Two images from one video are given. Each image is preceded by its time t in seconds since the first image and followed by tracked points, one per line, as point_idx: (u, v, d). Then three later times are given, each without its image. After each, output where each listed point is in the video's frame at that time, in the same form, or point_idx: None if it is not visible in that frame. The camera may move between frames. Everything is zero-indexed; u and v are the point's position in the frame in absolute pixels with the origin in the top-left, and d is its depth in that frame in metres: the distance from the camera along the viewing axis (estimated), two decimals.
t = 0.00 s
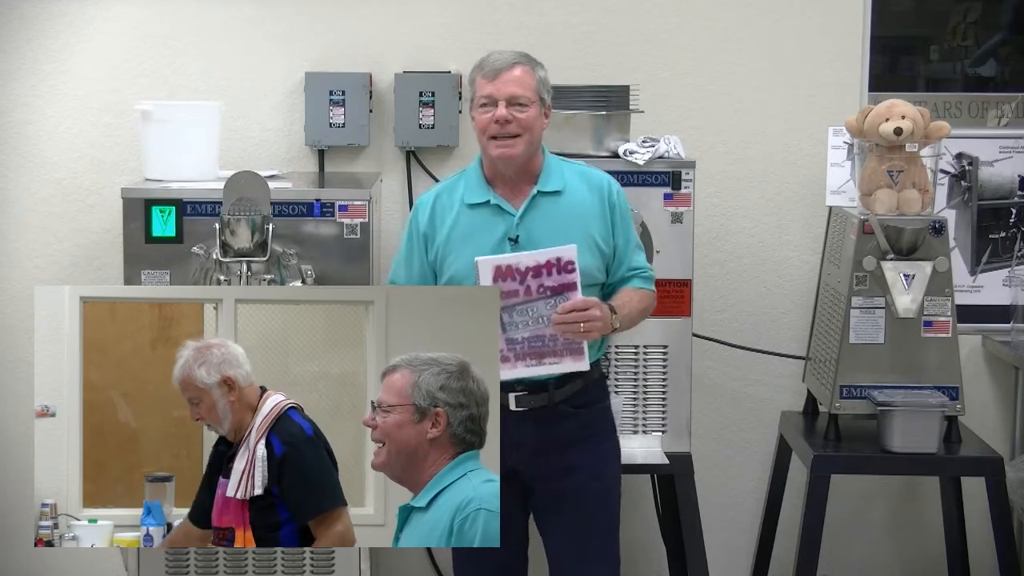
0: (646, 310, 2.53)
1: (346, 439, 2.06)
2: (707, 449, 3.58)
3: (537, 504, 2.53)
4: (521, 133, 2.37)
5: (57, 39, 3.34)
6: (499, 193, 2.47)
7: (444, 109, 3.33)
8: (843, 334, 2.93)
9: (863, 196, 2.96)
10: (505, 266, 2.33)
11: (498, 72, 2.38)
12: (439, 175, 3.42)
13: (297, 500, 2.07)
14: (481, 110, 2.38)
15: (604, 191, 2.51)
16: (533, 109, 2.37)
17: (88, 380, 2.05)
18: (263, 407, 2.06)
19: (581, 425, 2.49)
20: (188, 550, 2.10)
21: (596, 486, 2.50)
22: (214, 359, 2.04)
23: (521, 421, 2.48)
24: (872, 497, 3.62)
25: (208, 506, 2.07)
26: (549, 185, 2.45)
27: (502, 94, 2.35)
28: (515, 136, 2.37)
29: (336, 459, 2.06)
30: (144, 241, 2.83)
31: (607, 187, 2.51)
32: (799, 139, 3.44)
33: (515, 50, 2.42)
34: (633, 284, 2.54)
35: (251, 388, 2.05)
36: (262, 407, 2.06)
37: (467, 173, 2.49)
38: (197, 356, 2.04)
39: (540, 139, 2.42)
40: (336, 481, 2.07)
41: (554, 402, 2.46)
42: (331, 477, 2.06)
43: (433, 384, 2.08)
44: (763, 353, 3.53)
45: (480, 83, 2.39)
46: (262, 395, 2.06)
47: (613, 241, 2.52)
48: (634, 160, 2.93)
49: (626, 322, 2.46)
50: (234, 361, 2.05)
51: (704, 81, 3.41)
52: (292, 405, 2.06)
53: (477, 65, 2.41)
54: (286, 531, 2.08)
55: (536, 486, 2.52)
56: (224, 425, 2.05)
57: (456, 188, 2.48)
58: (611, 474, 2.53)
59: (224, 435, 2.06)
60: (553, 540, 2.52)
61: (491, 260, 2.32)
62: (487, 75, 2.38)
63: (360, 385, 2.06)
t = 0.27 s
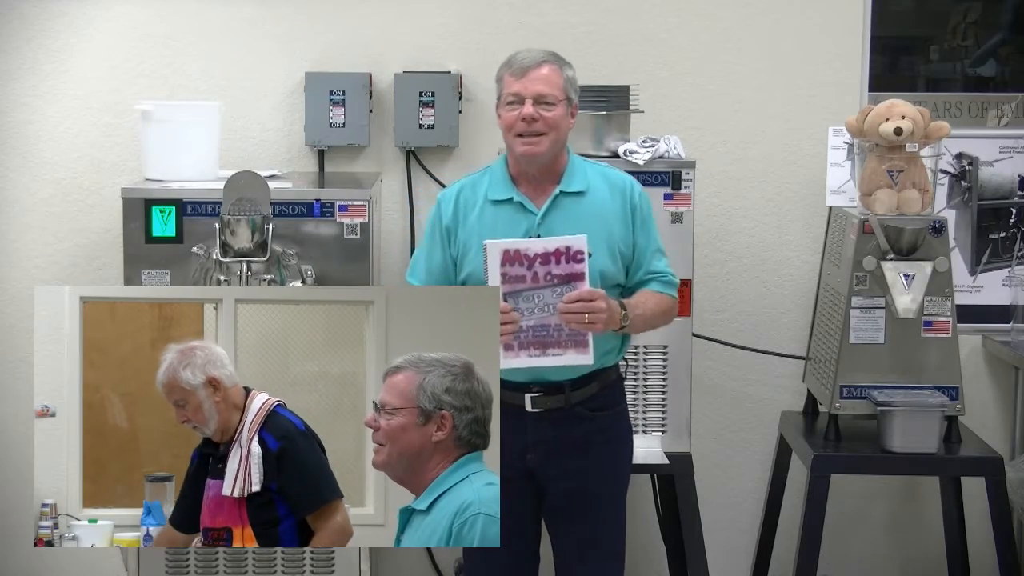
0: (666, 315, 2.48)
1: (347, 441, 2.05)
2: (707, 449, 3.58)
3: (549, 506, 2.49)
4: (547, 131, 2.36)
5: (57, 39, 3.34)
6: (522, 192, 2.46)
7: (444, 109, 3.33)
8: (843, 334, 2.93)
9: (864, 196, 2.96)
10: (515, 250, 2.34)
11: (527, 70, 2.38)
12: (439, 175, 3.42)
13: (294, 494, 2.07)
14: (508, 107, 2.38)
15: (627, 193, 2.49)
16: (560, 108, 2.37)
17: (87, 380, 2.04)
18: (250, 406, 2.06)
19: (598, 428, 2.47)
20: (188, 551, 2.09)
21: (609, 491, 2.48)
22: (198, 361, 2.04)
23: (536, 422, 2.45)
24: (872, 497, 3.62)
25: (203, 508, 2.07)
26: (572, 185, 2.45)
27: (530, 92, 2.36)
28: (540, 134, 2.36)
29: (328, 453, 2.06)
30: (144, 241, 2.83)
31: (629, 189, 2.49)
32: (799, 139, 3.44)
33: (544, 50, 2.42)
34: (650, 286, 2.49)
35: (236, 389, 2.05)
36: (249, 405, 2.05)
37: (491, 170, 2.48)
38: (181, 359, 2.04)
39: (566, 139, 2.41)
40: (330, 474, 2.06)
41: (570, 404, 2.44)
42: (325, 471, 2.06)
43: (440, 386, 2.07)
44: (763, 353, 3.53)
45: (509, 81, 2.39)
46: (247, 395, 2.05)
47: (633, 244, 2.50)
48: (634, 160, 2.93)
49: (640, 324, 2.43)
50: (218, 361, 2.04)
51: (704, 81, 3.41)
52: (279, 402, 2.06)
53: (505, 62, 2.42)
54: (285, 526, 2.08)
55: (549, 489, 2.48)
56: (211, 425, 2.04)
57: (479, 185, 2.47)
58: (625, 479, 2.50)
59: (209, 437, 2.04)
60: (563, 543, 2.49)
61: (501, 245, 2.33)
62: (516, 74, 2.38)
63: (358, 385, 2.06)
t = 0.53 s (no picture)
0: (680, 319, 2.49)
1: (347, 441, 2.05)
2: (707, 449, 3.58)
3: (557, 506, 2.48)
4: (570, 133, 2.36)
5: (58, 39, 3.34)
6: (540, 191, 2.45)
7: (444, 109, 3.33)
8: (843, 334, 2.93)
9: (863, 196, 2.96)
10: (526, 253, 2.33)
11: (553, 71, 2.38)
12: (439, 175, 3.42)
13: (293, 493, 2.07)
14: (532, 107, 2.38)
15: (644, 195, 2.48)
16: (584, 111, 2.37)
17: (87, 379, 2.04)
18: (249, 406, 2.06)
19: (605, 428, 2.45)
20: (189, 550, 2.10)
21: (617, 492, 2.46)
22: (196, 361, 2.04)
23: (543, 422, 2.44)
24: (872, 497, 3.62)
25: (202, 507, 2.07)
26: (590, 186, 2.44)
27: (556, 93, 2.36)
28: (564, 135, 2.36)
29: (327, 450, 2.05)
30: (143, 242, 2.84)
31: (647, 191, 2.48)
32: (799, 139, 3.44)
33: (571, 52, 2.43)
34: (666, 290, 2.51)
35: (236, 389, 2.05)
36: (248, 406, 2.05)
37: (510, 168, 2.47)
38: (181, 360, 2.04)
39: (588, 142, 2.41)
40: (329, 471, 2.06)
41: (578, 405, 2.44)
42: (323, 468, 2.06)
43: (445, 387, 2.07)
44: (763, 353, 3.53)
45: (535, 81, 2.39)
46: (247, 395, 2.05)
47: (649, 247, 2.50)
48: (634, 159, 2.93)
49: (653, 327, 2.43)
50: (217, 362, 2.04)
51: (704, 81, 3.41)
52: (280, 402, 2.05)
53: (531, 62, 2.42)
54: (284, 525, 2.08)
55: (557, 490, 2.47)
56: (210, 425, 2.04)
57: (497, 183, 2.47)
58: (633, 480, 2.49)
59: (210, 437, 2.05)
60: (570, 544, 2.48)
61: (512, 245, 2.33)
62: (543, 74, 2.39)
63: (358, 385, 2.05)
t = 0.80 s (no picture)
0: (684, 321, 2.48)
1: (347, 441, 2.04)
2: (707, 449, 3.58)
3: (561, 505, 2.47)
4: (579, 132, 2.37)
5: (57, 39, 3.34)
6: (546, 190, 2.45)
7: (444, 109, 3.33)
8: (843, 334, 2.93)
9: (863, 196, 2.96)
10: (520, 257, 2.35)
11: (563, 70, 2.39)
12: (439, 175, 3.42)
13: (278, 502, 2.07)
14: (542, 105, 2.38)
15: (650, 195, 2.47)
16: (594, 111, 2.38)
17: (88, 379, 2.05)
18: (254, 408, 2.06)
19: (609, 428, 2.45)
20: (189, 548, 2.09)
21: (620, 492, 2.46)
22: (202, 361, 2.04)
23: (546, 423, 2.44)
24: (872, 497, 3.62)
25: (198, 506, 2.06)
26: (595, 185, 2.43)
27: (566, 92, 2.36)
28: (573, 134, 2.36)
29: (312, 457, 2.05)
30: (143, 241, 2.84)
31: (653, 191, 2.48)
32: (799, 139, 3.44)
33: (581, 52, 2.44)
34: (669, 292, 2.49)
35: (246, 391, 2.05)
36: (253, 407, 2.06)
37: (517, 166, 2.48)
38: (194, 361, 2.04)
39: (597, 142, 2.42)
40: (314, 477, 2.06)
41: (582, 405, 2.44)
42: (308, 474, 2.06)
43: (441, 386, 2.06)
44: (763, 353, 3.53)
45: (545, 79, 2.40)
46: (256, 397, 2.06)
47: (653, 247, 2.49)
48: (634, 160, 2.93)
49: (652, 329, 2.42)
50: (225, 364, 2.04)
51: (704, 81, 3.41)
52: (279, 407, 2.05)
53: (542, 62, 2.43)
54: (268, 534, 2.07)
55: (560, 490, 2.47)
56: (219, 425, 2.06)
57: (503, 180, 2.47)
58: (636, 481, 2.48)
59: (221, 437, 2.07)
60: (573, 545, 2.47)
61: (506, 250, 2.34)
62: (552, 73, 2.39)
63: (359, 385, 2.05)
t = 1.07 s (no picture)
0: (682, 320, 2.47)
1: (347, 442, 2.05)
2: (707, 449, 3.58)
3: (560, 506, 2.47)
4: (574, 132, 2.36)
5: (57, 39, 3.34)
6: (542, 190, 2.45)
7: (444, 109, 3.33)
8: (843, 334, 2.93)
9: (863, 196, 2.96)
10: (515, 256, 2.34)
11: (558, 71, 2.38)
12: (439, 175, 3.42)
13: (268, 498, 2.06)
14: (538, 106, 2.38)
15: (647, 194, 2.47)
16: (589, 111, 2.37)
17: (87, 378, 2.04)
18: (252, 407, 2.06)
19: (607, 429, 2.45)
20: (189, 548, 2.08)
21: (619, 492, 2.46)
22: (207, 358, 2.04)
23: (543, 423, 2.44)
24: (872, 497, 3.62)
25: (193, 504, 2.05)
26: (592, 185, 2.43)
27: (561, 93, 2.36)
28: (568, 135, 2.36)
29: (304, 455, 2.06)
30: (143, 242, 2.84)
31: (651, 190, 2.47)
32: (799, 139, 3.44)
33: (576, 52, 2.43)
34: (667, 291, 2.48)
35: (248, 390, 2.05)
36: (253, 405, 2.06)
37: (514, 166, 2.48)
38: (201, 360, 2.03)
39: (592, 141, 2.41)
40: (305, 475, 2.06)
41: (580, 405, 2.44)
42: (299, 472, 2.06)
43: (425, 385, 2.05)
44: (763, 353, 3.53)
45: (541, 80, 2.39)
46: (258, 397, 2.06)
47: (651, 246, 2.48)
48: (634, 160, 2.93)
49: (650, 327, 2.42)
50: (230, 362, 2.04)
51: (703, 81, 3.41)
52: (275, 407, 2.05)
53: (537, 61, 2.42)
54: (258, 530, 2.07)
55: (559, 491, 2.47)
56: (221, 421, 2.06)
57: (500, 181, 2.47)
58: (634, 481, 2.48)
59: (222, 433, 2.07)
60: (571, 545, 2.47)
61: (501, 249, 2.33)
62: (547, 73, 2.39)
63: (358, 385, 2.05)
